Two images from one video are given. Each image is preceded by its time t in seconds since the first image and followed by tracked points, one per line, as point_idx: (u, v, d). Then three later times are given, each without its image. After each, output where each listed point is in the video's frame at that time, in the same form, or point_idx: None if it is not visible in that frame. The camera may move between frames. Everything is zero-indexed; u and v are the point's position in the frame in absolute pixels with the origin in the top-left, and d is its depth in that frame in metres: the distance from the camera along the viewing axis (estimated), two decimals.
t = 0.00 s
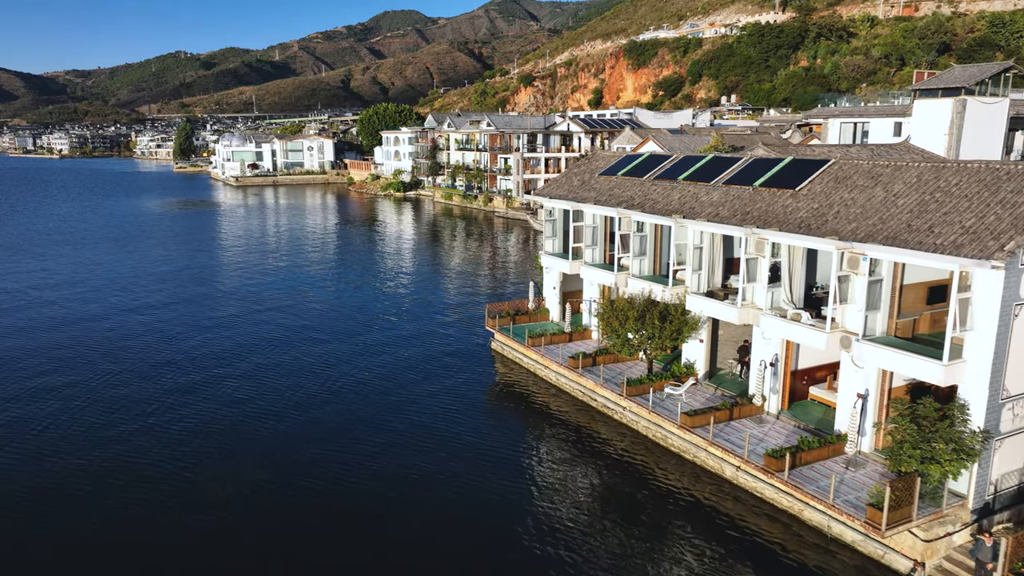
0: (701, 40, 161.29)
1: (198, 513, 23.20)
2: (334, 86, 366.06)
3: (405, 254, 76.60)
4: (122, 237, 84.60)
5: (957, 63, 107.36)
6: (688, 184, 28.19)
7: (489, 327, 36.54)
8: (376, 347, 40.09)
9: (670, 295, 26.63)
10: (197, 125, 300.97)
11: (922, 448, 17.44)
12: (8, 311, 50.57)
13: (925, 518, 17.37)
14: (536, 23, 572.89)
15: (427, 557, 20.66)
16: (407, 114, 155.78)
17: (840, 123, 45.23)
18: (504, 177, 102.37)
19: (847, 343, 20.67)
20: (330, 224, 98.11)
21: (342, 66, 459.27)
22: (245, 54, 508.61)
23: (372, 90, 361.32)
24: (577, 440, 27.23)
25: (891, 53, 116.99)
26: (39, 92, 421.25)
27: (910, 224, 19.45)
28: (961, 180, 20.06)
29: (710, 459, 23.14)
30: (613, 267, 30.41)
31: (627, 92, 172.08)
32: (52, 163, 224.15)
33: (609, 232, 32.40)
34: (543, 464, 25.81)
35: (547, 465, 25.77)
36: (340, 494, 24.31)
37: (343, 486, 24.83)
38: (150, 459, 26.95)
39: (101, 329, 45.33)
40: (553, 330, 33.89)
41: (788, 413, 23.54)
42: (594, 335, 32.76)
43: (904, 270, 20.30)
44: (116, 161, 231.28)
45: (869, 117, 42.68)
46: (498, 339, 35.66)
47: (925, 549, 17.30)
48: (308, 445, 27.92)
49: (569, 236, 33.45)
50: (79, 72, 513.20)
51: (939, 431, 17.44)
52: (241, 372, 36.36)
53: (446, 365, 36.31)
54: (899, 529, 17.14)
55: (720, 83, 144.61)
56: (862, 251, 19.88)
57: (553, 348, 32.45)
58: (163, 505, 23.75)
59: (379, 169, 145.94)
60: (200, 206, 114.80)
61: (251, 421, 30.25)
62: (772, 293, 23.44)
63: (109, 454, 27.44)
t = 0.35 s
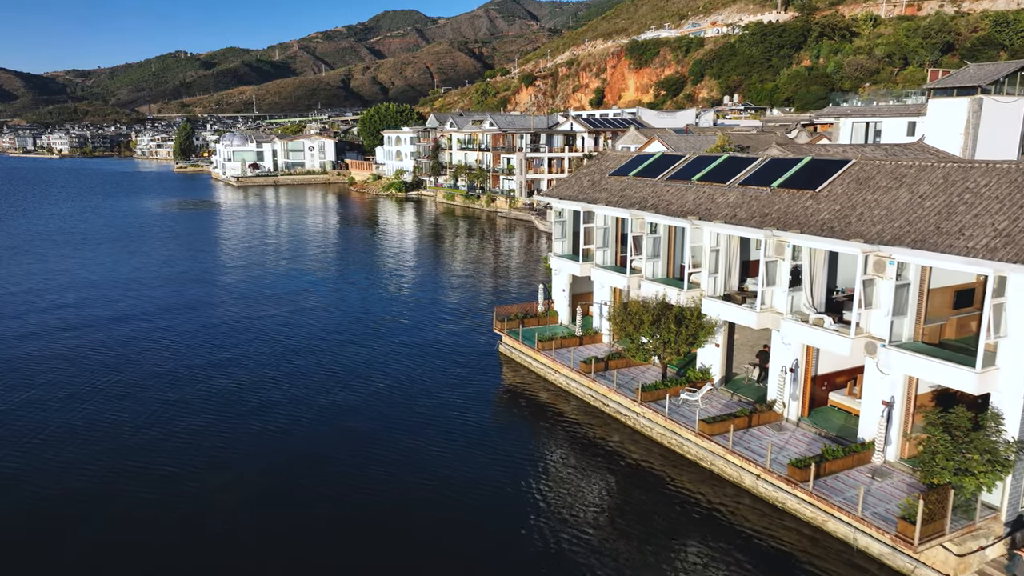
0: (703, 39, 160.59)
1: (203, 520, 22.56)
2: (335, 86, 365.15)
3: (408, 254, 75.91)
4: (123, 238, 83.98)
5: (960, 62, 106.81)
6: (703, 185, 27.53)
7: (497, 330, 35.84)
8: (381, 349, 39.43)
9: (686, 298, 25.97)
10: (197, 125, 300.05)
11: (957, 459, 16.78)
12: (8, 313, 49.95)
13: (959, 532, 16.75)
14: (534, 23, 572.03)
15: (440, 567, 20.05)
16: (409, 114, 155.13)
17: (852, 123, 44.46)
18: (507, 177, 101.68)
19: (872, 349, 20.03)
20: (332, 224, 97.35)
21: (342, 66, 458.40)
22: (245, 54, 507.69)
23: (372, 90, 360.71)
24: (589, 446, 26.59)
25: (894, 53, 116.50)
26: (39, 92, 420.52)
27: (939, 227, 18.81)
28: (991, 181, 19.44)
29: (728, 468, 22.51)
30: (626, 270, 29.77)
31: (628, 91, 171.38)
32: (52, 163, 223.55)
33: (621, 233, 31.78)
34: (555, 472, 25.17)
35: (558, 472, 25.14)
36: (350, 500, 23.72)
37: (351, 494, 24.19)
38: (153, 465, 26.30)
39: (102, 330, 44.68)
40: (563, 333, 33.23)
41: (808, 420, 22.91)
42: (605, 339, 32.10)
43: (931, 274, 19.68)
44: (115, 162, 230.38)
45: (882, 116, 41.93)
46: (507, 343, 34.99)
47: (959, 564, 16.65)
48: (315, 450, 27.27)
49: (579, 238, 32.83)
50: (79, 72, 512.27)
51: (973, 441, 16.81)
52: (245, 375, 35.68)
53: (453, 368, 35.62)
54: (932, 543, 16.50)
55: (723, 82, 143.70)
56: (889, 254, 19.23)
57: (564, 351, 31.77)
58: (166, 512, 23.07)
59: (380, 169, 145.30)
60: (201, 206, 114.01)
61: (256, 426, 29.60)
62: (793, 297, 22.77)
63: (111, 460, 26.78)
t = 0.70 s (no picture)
0: (705, 39, 159.97)
1: (208, 531, 22.02)
2: (335, 86, 364.36)
3: (411, 255, 75.31)
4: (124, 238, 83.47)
5: (964, 62, 106.35)
6: (718, 186, 26.92)
7: (505, 334, 35.20)
8: (387, 352, 38.78)
9: (701, 303, 25.32)
10: (197, 125, 299.31)
11: (993, 472, 16.16)
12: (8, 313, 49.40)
13: (995, 549, 16.13)
14: (534, 24, 571.32)
15: None
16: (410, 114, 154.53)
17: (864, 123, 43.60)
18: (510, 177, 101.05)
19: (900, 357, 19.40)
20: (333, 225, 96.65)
21: (342, 66, 457.74)
22: (245, 54, 506.96)
23: (373, 90, 360.33)
24: (601, 454, 25.95)
25: (897, 53, 115.82)
26: (39, 92, 419.87)
27: (970, 230, 18.17)
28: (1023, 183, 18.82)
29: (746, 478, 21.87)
30: (638, 273, 29.12)
31: (630, 91, 170.67)
32: (52, 163, 223.19)
33: (632, 235, 31.20)
34: (567, 480, 24.58)
35: (570, 481, 24.51)
36: (359, 510, 23.20)
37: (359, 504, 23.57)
38: (156, 472, 25.70)
39: (104, 331, 44.15)
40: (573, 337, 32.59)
41: (829, 428, 22.27)
42: (616, 343, 31.48)
43: (960, 278, 19.12)
44: (115, 161, 229.64)
45: (895, 115, 41.19)
46: (515, 347, 34.33)
47: None
48: (321, 458, 26.71)
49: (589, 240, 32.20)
50: (79, 72, 511.51)
51: (1010, 454, 16.22)
52: (248, 378, 35.07)
53: (460, 372, 34.97)
54: (967, 560, 15.89)
55: (725, 82, 142.99)
56: (918, 259, 18.61)
57: (574, 356, 31.12)
58: (169, 522, 22.52)
59: (381, 169, 144.69)
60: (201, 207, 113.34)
61: (261, 431, 29.06)
62: (814, 302, 22.14)
63: (113, 467, 26.19)
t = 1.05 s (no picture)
0: (707, 39, 159.28)
1: (214, 543, 21.35)
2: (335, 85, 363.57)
3: (414, 256, 74.65)
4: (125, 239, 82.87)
5: (968, 61, 105.68)
6: (734, 187, 26.28)
7: (514, 338, 34.57)
8: (393, 355, 38.12)
9: (719, 307, 24.60)
10: (197, 125, 298.45)
11: None
12: (8, 316, 48.82)
13: None
14: (534, 24, 570.23)
15: None
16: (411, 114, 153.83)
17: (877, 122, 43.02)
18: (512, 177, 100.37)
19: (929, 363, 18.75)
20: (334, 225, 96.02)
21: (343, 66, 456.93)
22: (245, 53, 506.18)
23: (373, 89, 359.67)
24: (614, 461, 25.30)
25: (900, 52, 115.19)
26: (39, 92, 419.19)
27: (1004, 233, 17.52)
28: None
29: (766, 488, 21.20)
30: (652, 276, 28.44)
31: (632, 91, 169.93)
32: (52, 163, 222.50)
33: (645, 237, 30.58)
34: (579, 488, 23.96)
35: (583, 490, 23.83)
36: (368, 519, 22.60)
37: (369, 514, 22.88)
38: (160, 480, 25.08)
39: (105, 334, 43.54)
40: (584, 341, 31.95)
41: (851, 436, 21.64)
42: (627, 347, 30.84)
43: (993, 283, 18.50)
44: (115, 162, 228.88)
45: (909, 115, 40.46)
46: (524, 351, 33.66)
47: None
48: (328, 466, 26.04)
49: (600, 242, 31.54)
50: (79, 72, 510.62)
51: None
52: (253, 382, 34.43)
53: (469, 376, 34.29)
54: None
55: (727, 82, 142.30)
56: (950, 263, 17.98)
57: (585, 361, 30.47)
58: (173, 534, 21.86)
59: (383, 169, 144.00)
60: (201, 207, 112.64)
61: (267, 437, 28.42)
62: (838, 307, 21.48)
63: (115, 475, 25.56)
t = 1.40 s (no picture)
0: (709, 38, 158.60)
1: (220, 552, 20.73)
2: (335, 85, 362.75)
3: (416, 256, 74.04)
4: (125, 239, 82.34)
5: (973, 61, 104.97)
6: (752, 188, 25.66)
7: (523, 342, 33.91)
8: (399, 358, 37.47)
9: (737, 311, 23.94)
10: (197, 125, 297.54)
11: None
12: (9, 317, 48.26)
13: None
14: (534, 24, 568.89)
15: None
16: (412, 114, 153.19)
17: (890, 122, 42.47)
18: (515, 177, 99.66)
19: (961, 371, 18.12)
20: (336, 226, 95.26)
21: (342, 66, 456.01)
22: (246, 53, 505.39)
23: (373, 90, 359.27)
24: (628, 469, 24.67)
25: (904, 52, 114.56)
26: (39, 92, 418.32)
27: None
28: None
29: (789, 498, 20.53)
30: (666, 279, 27.79)
31: (633, 91, 169.12)
32: (51, 163, 221.98)
33: (658, 239, 29.97)
34: (594, 496, 23.30)
35: (597, 498, 23.21)
36: (380, 528, 21.94)
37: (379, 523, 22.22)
38: (165, 487, 24.47)
39: (107, 336, 42.97)
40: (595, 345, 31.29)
41: (876, 445, 20.99)
42: (640, 351, 30.23)
43: None
44: (114, 161, 227.96)
45: (923, 114, 39.77)
46: (533, 354, 33.00)
47: None
48: (336, 472, 25.38)
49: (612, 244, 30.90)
50: (79, 72, 509.51)
51: None
52: (258, 386, 33.80)
53: (477, 379, 33.64)
54: None
55: (730, 82, 141.58)
56: (985, 267, 17.34)
57: (597, 365, 29.79)
58: (179, 543, 21.22)
59: (384, 169, 143.34)
60: (202, 207, 111.95)
61: (273, 443, 27.78)
62: (863, 312, 20.83)
63: (119, 482, 24.95)
